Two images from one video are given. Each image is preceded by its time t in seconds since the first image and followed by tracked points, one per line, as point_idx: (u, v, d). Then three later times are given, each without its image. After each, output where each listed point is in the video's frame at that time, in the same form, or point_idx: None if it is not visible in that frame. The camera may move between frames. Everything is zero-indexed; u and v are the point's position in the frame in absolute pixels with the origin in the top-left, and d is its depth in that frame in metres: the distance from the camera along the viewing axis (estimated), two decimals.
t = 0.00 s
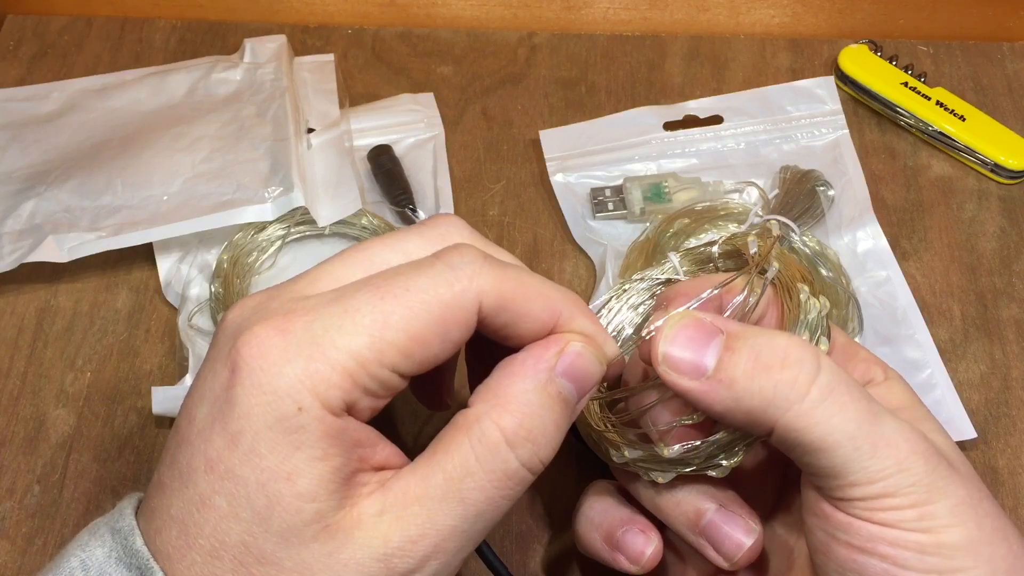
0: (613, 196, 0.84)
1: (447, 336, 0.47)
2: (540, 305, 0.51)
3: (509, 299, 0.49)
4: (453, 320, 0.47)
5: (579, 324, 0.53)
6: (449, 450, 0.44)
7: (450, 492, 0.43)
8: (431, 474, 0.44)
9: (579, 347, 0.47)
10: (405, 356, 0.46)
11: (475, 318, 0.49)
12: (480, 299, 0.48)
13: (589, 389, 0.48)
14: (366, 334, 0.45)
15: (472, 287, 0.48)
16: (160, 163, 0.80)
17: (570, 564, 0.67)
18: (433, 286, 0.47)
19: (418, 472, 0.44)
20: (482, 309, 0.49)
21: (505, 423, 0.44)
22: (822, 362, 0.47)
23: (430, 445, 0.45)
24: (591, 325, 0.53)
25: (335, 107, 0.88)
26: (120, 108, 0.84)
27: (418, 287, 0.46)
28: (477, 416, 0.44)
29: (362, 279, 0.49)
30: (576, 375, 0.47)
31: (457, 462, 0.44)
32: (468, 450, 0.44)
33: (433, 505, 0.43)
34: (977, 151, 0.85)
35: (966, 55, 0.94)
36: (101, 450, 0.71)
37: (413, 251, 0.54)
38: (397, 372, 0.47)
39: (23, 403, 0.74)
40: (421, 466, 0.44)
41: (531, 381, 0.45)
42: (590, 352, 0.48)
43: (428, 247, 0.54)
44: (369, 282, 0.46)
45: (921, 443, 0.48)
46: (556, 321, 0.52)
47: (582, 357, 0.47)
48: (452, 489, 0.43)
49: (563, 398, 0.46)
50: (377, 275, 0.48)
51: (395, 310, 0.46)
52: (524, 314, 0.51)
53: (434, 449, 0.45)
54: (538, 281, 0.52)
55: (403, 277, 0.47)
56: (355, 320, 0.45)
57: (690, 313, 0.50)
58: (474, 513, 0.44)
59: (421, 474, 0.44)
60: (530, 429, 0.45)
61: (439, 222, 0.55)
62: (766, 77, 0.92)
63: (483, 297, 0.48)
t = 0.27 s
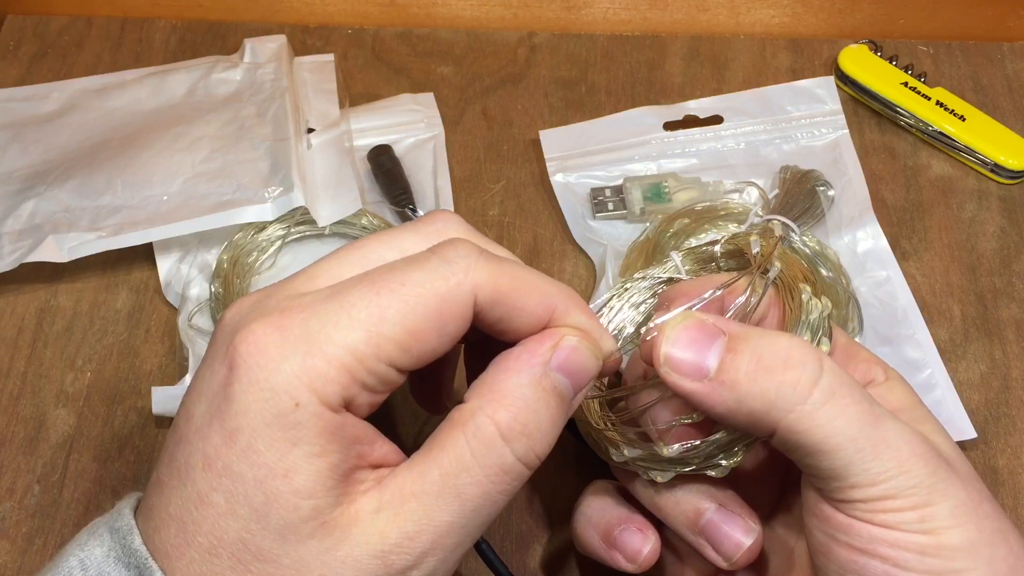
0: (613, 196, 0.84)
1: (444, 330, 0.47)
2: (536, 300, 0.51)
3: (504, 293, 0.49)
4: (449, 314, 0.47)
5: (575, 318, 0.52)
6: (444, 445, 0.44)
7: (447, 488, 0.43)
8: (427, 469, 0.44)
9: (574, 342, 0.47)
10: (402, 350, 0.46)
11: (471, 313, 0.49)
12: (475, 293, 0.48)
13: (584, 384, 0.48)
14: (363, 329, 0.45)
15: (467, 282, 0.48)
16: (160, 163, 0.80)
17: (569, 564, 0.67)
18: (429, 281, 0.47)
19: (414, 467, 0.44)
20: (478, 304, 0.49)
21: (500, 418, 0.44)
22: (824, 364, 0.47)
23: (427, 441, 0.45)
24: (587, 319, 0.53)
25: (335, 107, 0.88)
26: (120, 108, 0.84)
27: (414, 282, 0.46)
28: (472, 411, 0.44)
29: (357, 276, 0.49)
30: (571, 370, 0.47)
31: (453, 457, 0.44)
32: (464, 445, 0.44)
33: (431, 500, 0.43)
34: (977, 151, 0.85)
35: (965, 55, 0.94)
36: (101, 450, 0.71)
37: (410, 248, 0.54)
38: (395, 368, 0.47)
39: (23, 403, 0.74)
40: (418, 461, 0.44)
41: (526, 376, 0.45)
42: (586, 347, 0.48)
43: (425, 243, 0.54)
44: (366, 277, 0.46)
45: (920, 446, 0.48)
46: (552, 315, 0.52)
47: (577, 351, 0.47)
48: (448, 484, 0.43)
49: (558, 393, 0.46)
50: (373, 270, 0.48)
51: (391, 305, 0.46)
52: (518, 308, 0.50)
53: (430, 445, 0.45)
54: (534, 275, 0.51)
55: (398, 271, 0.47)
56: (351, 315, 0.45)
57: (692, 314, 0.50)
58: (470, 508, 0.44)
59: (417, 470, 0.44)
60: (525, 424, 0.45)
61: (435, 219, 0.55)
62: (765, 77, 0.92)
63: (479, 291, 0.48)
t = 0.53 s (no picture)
0: (613, 196, 0.84)
1: (449, 334, 0.48)
2: (541, 305, 0.51)
3: (509, 297, 0.49)
4: (454, 319, 0.48)
5: (582, 325, 0.52)
6: (441, 446, 0.44)
7: (444, 484, 0.43)
8: (425, 469, 0.44)
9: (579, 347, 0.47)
10: (407, 352, 0.47)
11: (476, 316, 0.49)
12: (480, 297, 0.48)
13: (589, 394, 0.47)
14: (369, 328, 0.46)
15: (472, 286, 0.48)
16: (161, 163, 0.80)
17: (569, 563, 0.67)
18: (435, 283, 0.47)
19: (411, 468, 0.44)
20: (483, 308, 0.49)
21: (496, 419, 0.44)
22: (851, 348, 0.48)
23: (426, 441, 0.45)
24: (594, 326, 0.52)
25: (335, 107, 0.88)
26: (120, 108, 0.84)
27: (421, 285, 0.47)
28: (470, 412, 0.44)
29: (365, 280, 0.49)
30: (573, 378, 0.46)
31: (449, 457, 0.44)
32: (460, 445, 0.44)
33: (427, 501, 0.43)
34: (977, 151, 0.85)
35: (965, 55, 0.94)
36: (101, 450, 0.71)
37: (418, 253, 0.53)
38: (399, 368, 0.47)
39: (23, 403, 0.74)
40: (416, 461, 0.45)
41: (525, 379, 0.45)
42: (592, 354, 0.47)
43: (433, 248, 0.54)
44: (374, 279, 0.47)
45: (951, 437, 0.48)
46: (558, 322, 0.52)
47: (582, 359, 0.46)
48: (445, 484, 0.43)
49: (558, 399, 0.45)
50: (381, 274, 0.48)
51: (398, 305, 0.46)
52: (524, 314, 0.50)
53: (429, 446, 0.45)
54: (541, 281, 0.52)
55: (404, 274, 0.47)
56: (358, 312, 0.46)
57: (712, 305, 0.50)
58: (468, 509, 0.44)
59: (415, 469, 0.44)
60: (522, 428, 0.44)
61: (444, 225, 0.55)
62: (765, 77, 0.92)
63: (484, 296, 0.49)
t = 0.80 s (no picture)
0: (613, 196, 0.84)
1: (470, 320, 0.48)
2: (558, 283, 0.52)
3: (525, 279, 0.51)
4: (474, 304, 0.48)
5: (597, 297, 0.54)
6: (460, 464, 0.45)
7: (467, 502, 0.43)
8: (444, 488, 0.44)
9: (614, 386, 0.48)
10: (432, 341, 0.47)
11: (495, 301, 0.50)
12: (498, 281, 0.49)
13: (617, 432, 0.48)
14: (392, 320, 0.46)
15: (490, 273, 0.49)
16: (161, 163, 0.80)
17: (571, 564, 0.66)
18: (454, 274, 0.48)
19: (430, 487, 0.44)
20: (501, 292, 0.50)
21: (522, 441, 0.45)
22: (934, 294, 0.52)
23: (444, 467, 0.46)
24: (605, 294, 0.55)
25: (335, 107, 0.88)
26: (120, 108, 0.84)
27: (440, 277, 0.47)
28: (497, 431, 0.46)
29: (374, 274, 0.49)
30: (604, 417, 0.47)
31: (472, 474, 0.44)
32: (485, 463, 0.44)
33: (445, 513, 0.43)
34: (977, 151, 0.85)
35: (965, 55, 0.94)
36: (101, 450, 0.71)
37: (416, 231, 0.53)
38: (424, 356, 0.48)
39: (23, 403, 0.74)
40: (434, 483, 0.44)
41: (555, 409, 0.46)
42: (625, 395, 0.49)
43: (431, 224, 0.54)
44: (391, 276, 0.47)
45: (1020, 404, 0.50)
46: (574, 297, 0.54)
47: (614, 399, 0.48)
48: (466, 497, 0.44)
49: (587, 434, 0.47)
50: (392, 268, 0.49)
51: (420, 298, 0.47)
52: (541, 293, 0.52)
53: (449, 467, 0.45)
54: (553, 259, 0.53)
55: (420, 267, 0.48)
56: (381, 307, 0.46)
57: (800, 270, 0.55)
58: (486, 523, 0.44)
59: (434, 488, 0.44)
60: (546, 457, 0.45)
61: (435, 197, 0.55)
62: (765, 77, 0.92)
63: (501, 280, 0.50)
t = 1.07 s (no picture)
0: (613, 195, 0.84)
1: (467, 325, 0.48)
2: (552, 288, 0.51)
3: (520, 285, 0.50)
4: (471, 309, 0.48)
5: (588, 308, 0.52)
6: (448, 415, 0.49)
7: (462, 453, 0.48)
8: (440, 441, 0.48)
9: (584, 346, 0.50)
10: (429, 346, 0.47)
11: (490, 306, 0.49)
12: (494, 287, 0.49)
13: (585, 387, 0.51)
14: (391, 327, 0.46)
15: (485, 277, 0.48)
16: (161, 162, 0.80)
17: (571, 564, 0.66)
18: (451, 277, 0.47)
19: (425, 439, 0.48)
20: (496, 298, 0.49)
21: (498, 394, 0.49)
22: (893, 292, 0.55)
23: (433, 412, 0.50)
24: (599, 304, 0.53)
25: (335, 106, 0.89)
26: (120, 108, 0.84)
27: (434, 281, 0.47)
28: (475, 384, 0.49)
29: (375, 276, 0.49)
30: (572, 374, 0.50)
31: (460, 425, 0.48)
32: (469, 417, 0.48)
33: (447, 466, 0.47)
34: (977, 151, 0.85)
35: (965, 55, 0.94)
36: (101, 450, 0.71)
37: (411, 234, 0.52)
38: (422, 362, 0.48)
39: (23, 403, 0.74)
40: (427, 434, 0.48)
41: (527, 365, 0.50)
42: (596, 353, 0.51)
43: (425, 228, 0.53)
44: (388, 277, 0.47)
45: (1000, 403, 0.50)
46: (568, 303, 0.52)
47: (583, 359, 0.50)
48: (462, 444, 0.48)
49: (553, 387, 0.50)
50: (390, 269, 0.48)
51: (416, 301, 0.46)
52: (535, 296, 0.51)
53: (440, 417, 0.49)
54: (548, 263, 0.52)
55: (418, 270, 0.47)
56: (379, 315, 0.46)
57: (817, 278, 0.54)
58: (483, 472, 0.48)
59: (429, 440, 0.48)
60: (518, 407, 0.49)
61: (431, 199, 0.55)
62: (765, 77, 0.92)
63: (497, 285, 0.49)
